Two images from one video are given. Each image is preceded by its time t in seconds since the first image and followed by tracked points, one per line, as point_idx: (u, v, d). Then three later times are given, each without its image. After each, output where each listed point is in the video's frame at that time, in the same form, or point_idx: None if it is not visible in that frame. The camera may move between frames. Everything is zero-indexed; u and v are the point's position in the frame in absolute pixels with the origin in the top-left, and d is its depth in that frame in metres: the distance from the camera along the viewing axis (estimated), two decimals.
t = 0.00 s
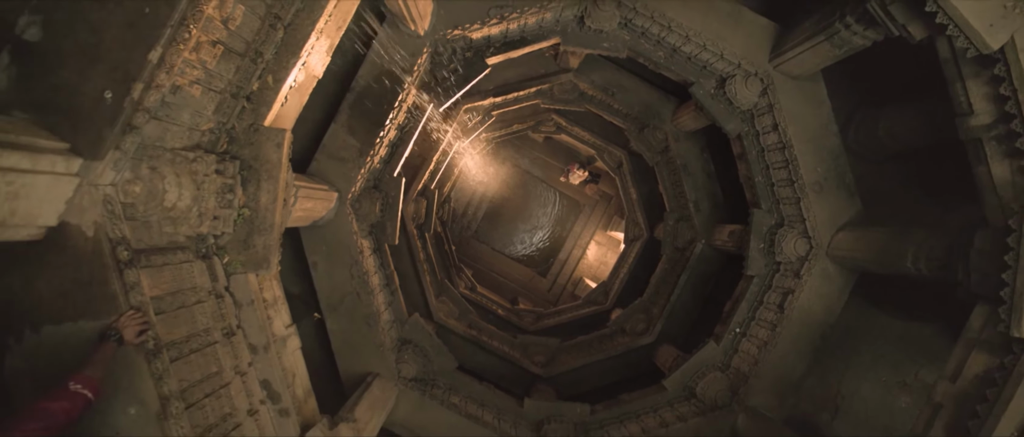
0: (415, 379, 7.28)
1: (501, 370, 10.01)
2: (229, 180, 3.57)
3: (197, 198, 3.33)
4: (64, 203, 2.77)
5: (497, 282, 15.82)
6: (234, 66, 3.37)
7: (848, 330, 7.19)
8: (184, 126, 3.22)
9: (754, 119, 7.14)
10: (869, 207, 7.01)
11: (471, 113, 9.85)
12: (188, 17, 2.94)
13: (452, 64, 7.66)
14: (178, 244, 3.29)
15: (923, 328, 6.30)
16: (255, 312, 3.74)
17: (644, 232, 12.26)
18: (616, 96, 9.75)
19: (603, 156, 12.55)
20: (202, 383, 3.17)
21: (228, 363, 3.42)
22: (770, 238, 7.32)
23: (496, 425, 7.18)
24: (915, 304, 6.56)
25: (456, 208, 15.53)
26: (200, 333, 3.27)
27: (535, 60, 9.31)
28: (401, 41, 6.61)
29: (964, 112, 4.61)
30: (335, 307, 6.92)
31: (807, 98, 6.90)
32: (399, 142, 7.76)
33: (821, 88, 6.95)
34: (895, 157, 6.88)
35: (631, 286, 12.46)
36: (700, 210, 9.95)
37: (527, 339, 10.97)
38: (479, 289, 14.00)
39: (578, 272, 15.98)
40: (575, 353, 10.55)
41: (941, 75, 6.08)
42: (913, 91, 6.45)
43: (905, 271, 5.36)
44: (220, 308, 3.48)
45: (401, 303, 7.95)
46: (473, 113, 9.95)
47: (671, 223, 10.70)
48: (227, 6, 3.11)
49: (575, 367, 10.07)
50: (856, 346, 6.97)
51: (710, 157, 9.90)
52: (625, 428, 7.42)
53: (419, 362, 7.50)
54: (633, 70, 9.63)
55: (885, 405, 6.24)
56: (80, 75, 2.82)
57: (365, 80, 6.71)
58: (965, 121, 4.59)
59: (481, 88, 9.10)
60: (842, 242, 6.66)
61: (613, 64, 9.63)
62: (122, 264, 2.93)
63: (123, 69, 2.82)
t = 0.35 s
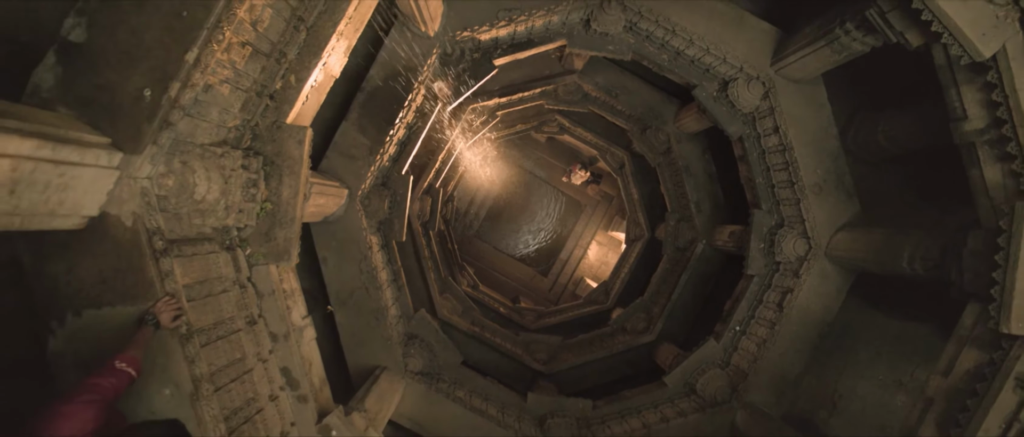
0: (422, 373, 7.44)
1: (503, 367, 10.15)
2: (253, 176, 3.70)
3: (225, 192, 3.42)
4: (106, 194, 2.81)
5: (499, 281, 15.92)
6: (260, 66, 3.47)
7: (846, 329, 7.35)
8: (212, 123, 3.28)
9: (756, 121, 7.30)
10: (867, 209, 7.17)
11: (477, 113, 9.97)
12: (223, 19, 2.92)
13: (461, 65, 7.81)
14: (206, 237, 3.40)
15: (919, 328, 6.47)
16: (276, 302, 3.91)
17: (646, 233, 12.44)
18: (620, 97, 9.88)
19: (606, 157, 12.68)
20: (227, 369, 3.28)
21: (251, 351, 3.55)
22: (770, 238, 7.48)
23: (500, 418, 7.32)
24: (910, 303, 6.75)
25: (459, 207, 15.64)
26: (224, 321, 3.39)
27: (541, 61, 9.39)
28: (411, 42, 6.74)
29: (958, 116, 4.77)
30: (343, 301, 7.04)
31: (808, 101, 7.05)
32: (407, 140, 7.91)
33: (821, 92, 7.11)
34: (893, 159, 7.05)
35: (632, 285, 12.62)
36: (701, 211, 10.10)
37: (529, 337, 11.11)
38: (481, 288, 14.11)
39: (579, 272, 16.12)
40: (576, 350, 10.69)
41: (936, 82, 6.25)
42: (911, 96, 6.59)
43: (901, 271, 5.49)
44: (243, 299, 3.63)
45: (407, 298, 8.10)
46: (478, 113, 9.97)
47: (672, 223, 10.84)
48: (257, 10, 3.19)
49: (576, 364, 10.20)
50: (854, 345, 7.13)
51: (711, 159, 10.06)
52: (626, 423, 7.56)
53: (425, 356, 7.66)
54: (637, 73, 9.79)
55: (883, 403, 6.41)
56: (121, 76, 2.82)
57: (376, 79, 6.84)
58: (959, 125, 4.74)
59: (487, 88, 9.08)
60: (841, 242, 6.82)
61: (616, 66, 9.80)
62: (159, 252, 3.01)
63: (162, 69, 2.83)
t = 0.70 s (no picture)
0: (428, 367, 7.59)
1: (506, 363, 10.30)
2: (275, 170, 3.87)
3: (250, 185, 3.59)
4: (143, 185, 2.97)
5: (501, 279, 16.04)
6: (284, 65, 3.63)
7: (843, 328, 7.51)
8: (239, 119, 3.44)
9: (757, 124, 7.45)
10: (865, 210, 7.33)
11: (483, 113, 10.12)
12: (255, 21, 3.08)
13: (469, 64, 7.95)
14: (230, 228, 3.56)
15: (915, 328, 6.64)
16: (295, 291, 4.10)
17: (647, 233, 12.59)
18: (623, 99, 10.03)
19: (608, 158, 12.82)
20: (251, 354, 3.44)
21: (272, 338, 3.72)
22: (770, 238, 7.63)
23: (504, 411, 7.48)
24: (904, 302, 6.99)
25: (463, 206, 15.79)
26: (248, 309, 3.55)
27: (546, 62, 9.55)
28: (421, 43, 6.88)
29: (953, 121, 4.92)
30: (352, 296, 7.19)
31: (809, 105, 7.21)
32: (415, 139, 8.08)
33: (822, 96, 7.27)
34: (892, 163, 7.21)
35: (633, 285, 12.78)
36: (703, 212, 10.27)
37: (531, 334, 11.26)
38: (483, 286, 14.26)
39: (580, 271, 16.27)
40: (578, 348, 10.84)
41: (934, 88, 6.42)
42: (911, 101, 6.73)
43: (897, 271, 5.65)
44: (265, 289, 3.79)
45: (413, 293, 8.26)
46: (483, 113, 10.10)
47: (674, 223, 10.99)
48: (284, 12, 3.35)
49: (577, 361, 10.35)
50: (851, 344, 7.29)
51: (713, 160, 10.22)
52: (627, 418, 7.72)
53: (431, 350, 7.82)
54: (640, 75, 9.96)
55: (878, 400, 6.59)
56: (157, 74, 2.97)
57: (386, 78, 6.99)
58: (953, 129, 4.88)
59: (492, 88, 9.13)
60: (839, 243, 6.98)
61: (620, 68, 9.97)
62: (191, 241, 3.17)
63: (196, 68, 2.98)
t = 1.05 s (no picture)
0: (433, 361, 7.73)
1: (508, 359, 10.43)
2: (293, 165, 4.02)
3: (270, 179, 3.73)
4: (171, 177, 3.12)
5: (502, 278, 16.13)
6: (303, 63, 3.76)
7: (840, 327, 7.66)
8: (260, 115, 3.58)
9: (758, 125, 7.59)
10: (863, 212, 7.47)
11: (487, 113, 10.24)
12: (278, 21, 3.22)
13: (475, 64, 8.08)
14: (250, 220, 3.70)
15: (911, 327, 6.78)
16: (309, 282, 4.33)
17: (648, 233, 12.72)
18: (626, 100, 10.17)
19: (610, 158, 12.93)
20: (270, 341, 3.59)
21: (288, 326, 3.87)
22: (769, 238, 7.77)
23: (507, 405, 7.61)
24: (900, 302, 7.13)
25: (465, 205, 15.91)
26: (266, 298, 3.70)
27: (550, 63, 9.69)
28: (429, 43, 7.01)
29: (947, 124, 5.07)
30: (359, 290, 7.32)
31: (809, 107, 7.35)
32: (422, 137, 8.22)
33: (822, 99, 7.40)
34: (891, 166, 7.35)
35: (634, 284, 12.92)
36: (703, 213, 10.41)
37: (532, 332, 11.39)
38: (485, 284, 14.37)
39: (580, 271, 16.39)
40: (578, 346, 10.96)
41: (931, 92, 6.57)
42: (909, 105, 6.87)
43: (893, 270, 5.79)
44: (282, 279, 3.94)
45: (418, 289, 8.40)
46: (488, 112, 10.23)
47: (675, 223, 11.12)
48: (305, 13, 3.48)
49: (578, 359, 10.48)
50: (848, 343, 7.44)
51: (714, 161, 10.36)
52: (628, 413, 7.86)
53: (436, 345, 7.96)
54: (643, 76, 10.08)
55: (874, 398, 6.73)
56: (186, 71, 3.12)
57: (395, 77, 7.12)
58: (948, 132, 5.02)
59: (497, 88, 9.24)
60: (837, 243, 7.12)
61: (623, 69, 10.10)
62: (216, 231, 3.32)
63: (224, 66, 3.12)
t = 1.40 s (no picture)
0: (438, 354, 7.88)
1: (509, 355, 10.58)
2: (311, 158, 4.18)
3: (291, 172, 3.90)
4: (200, 168, 3.28)
5: (503, 276, 16.23)
6: (323, 61, 3.92)
7: (838, 326, 7.82)
8: (282, 110, 3.73)
9: (759, 127, 7.75)
10: (860, 213, 7.63)
11: (492, 112, 10.39)
12: (303, 20, 3.38)
13: (482, 63, 8.23)
14: (270, 210, 3.87)
15: (905, 326, 6.94)
16: (325, 272, 4.45)
17: (648, 233, 12.87)
18: (629, 100, 10.32)
19: (612, 158, 13.07)
20: (289, 327, 3.75)
21: (306, 313, 4.03)
22: (769, 237, 7.93)
23: (509, 398, 7.77)
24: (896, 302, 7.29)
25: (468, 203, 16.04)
26: (285, 285, 3.86)
27: (554, 63, 9.85)
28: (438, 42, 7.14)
29: (942, 127, 5.23)
30: (366, 284, 7.47)
31: (809, 110, 7.50)
32: (429, 135, 8.37)
33: (821, 102, 7.55)
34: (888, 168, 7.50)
35: (634, 283, 13.08)
36: (704, 213, 10.56)
37: (534, 329, 11.52)
38: (487, 282, 14.49)
39: (581, 270, 16.52)
40: (579, 343, 11.11)
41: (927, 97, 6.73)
42: (906, 109, 7.02)
43: (889, 269, 5.94)
44: (299, 268, 4.10)
45: (423, 284, 8.55)
46: (493, 112, 10.38)
47: (675, 223, 11.28)
48: (326, 12, 3.63)
49: (579, 355, 10.62)
50: (845, 342, 7.60)
51: (715, 162, 10.52)
52: (628, 408, 8.01)
53: (440, 339, 8.12)
54: (646, 78, 10.24)
55: (868, 394, 6.90)
56: (215, 66, 3.28)
57: (404, 75, 7.26)
58: (943, 135, 5.19)
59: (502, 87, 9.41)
60: (836, 243, 7.27)
61: (627, 70, 10.25)
62: (241, 220, 3.49)
63: (251, 62, 3.27)
